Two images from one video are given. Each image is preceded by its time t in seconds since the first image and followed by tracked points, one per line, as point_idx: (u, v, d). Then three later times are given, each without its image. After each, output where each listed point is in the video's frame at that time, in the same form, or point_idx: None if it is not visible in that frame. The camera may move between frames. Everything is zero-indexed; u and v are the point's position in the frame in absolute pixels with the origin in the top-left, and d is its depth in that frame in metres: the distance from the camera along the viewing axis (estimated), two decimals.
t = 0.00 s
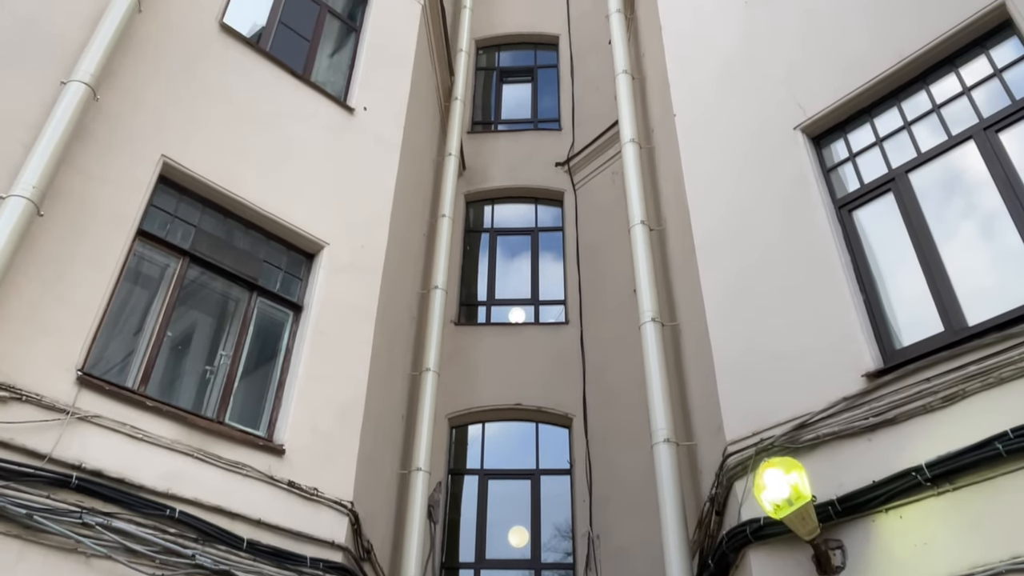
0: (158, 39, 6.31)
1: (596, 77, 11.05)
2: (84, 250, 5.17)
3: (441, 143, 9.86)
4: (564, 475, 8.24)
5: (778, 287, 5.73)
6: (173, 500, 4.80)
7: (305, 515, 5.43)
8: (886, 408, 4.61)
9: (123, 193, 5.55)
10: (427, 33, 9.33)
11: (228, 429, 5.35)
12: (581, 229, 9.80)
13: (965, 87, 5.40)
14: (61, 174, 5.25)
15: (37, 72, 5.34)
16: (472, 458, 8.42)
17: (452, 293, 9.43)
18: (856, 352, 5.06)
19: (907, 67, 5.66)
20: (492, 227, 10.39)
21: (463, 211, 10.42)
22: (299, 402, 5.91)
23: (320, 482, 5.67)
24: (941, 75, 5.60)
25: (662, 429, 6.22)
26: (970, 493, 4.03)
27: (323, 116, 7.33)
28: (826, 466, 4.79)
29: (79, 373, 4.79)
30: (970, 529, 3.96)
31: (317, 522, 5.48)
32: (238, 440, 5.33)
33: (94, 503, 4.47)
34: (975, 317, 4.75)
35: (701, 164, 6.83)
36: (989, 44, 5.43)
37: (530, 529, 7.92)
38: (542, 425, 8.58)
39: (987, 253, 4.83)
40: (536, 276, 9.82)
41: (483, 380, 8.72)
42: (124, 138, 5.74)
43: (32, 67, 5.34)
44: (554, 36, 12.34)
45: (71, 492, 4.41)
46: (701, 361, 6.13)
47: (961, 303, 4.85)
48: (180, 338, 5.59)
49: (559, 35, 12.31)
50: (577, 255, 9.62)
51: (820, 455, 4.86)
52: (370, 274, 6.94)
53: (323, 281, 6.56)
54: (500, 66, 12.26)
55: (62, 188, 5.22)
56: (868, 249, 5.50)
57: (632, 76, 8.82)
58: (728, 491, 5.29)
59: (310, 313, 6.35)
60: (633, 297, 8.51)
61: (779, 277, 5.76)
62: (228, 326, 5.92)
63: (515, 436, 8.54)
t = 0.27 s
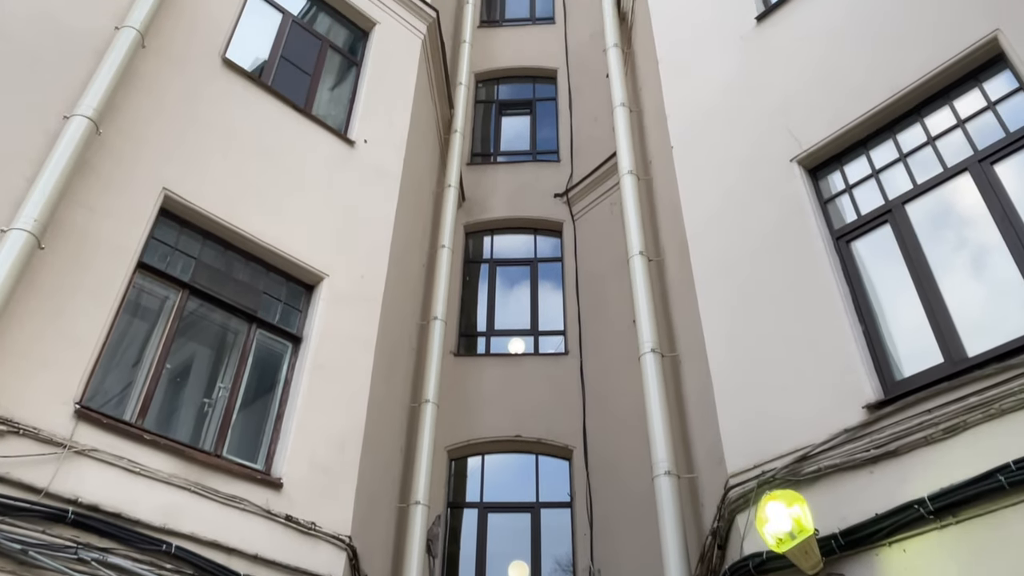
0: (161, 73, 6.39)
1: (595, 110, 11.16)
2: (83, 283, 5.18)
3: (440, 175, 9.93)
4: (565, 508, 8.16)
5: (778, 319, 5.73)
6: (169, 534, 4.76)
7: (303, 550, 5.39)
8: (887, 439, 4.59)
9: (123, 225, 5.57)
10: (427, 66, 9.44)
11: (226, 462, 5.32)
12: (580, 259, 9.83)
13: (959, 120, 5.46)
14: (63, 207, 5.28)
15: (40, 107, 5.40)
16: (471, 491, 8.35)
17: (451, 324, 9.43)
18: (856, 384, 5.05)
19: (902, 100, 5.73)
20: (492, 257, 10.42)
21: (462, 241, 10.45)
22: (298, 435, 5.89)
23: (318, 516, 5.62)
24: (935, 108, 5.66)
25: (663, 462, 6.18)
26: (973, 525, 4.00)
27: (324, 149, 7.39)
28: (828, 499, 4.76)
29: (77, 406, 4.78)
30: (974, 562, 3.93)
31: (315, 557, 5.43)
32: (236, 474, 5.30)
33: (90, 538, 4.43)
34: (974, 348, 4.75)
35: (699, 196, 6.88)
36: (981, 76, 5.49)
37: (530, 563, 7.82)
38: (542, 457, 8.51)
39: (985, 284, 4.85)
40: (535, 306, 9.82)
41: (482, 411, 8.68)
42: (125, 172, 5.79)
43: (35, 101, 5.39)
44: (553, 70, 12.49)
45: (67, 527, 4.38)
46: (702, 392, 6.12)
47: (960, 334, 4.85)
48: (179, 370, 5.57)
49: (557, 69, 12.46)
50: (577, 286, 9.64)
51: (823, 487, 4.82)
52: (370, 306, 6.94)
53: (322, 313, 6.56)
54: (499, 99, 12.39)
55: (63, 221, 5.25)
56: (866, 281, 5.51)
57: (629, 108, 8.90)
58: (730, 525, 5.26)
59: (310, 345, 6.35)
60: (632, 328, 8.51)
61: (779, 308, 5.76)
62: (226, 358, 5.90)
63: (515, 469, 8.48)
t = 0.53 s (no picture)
0: (163, 106, 6.45)
1: (592, 142, 11.26)
2: (80, 314, 5.17)
3: (439, 207, 9.98)
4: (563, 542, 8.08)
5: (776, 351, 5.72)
6: (162, 570, 4.75)
7: None
8: (887, 473, 4.57)
9: (122, 257, 5.59)
10: (426, 99, 9.54)
11: (221, 496, 5.30)
12: (578, 291, 9.85)
13: (953, 153, 5.52)
14: (62, 239, 5.30)
15: (41, 139, 5.44)
16: (469, 525, 8.27)
17: (449, 355, 9.40)
18: (855, 418, 5.04)
19: (895, 134, 5.79)
20: (490, 288, 10.41)
21: (461, 272, 10.46)
22: (294, 468, 5.85)
23: (313, 552, 5.58)
24: (929, 142, 5.72)
25: (663, 495, 6.14)
26: (973, 560, 4.00)
27: (323, 181, 7.44)
28: (829, 533, 4.72)
29: (72, 439, 4.75)
30: None
31: None
32: (231, 508, 5.27)
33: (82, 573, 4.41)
34: (973, 381, 4.75)
35: (696, 228, 6.91)
36: (974, 111, 5.56)
37: None
38: (541, 490, 8.44)
39: (982, 316, 4.87)
40: (533, 338, 9.82)
41: (480, 443, 8.62)
42: (125, 203, 5.81)
43: (37, 134, 5.44)
44: (550, 103, 12.62)
45: (59, 562, 4.35)
46: (701, 424, 6.09)
47: (958, 366, 4.85)
48: (175, 403, 5.54)
49: (555, 102, 12.60)
50: (575, 317, 9.64)
51: (822, 522, 4.80)
52: (368, 337, 6.93)
53: (319, 344, 6.55)
54: (498, 132, 12.50)
55: (62, 253, 5.26)
56: (863, 313, 5.52)
57: (626, 141, 8.98)
58: (730, 559, 5.21)
59: (307, 377, 6.33)
60: (631, 359, 8.49)
61: (777, 341, 5.76)
62: (223, 390, 5.87)
63: (513, 502, 8.40)
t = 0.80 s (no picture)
0: (170, 141, 6.53)
1: (594, 175, 11.34)
2: (84, 348, 5.18)
3: (442, 240, 10.01)
4: None
5: (781, 385, 5.69)
6: None
7: None
8: (894, 509, 4.55)
9: (127, 290, 5.61)
10: (430, 133, 9.64)
11: (220, 532, 5.28)
12: (581, 323, 9.84)
13: (954, 187, 5.55)
14: (68, 272, 5.33)
15: (49, 174, 5.50)
16: (472, 561, 8.17)
17: (452, 388, 9.36)
18: (861, 452, 5.01)
19: (896, 168, 5.83)
20: (493, 319, 10.40)
21: (464, 304, 10.46)
22: (295, 503, 5.81)
23: None
24: (930, 175, 5.76)
25: (668, 531, 6.06)
26: None
27: (327, 214, 7.49)
28: (835, 570, 4.68)
29: (73, 473, 4.74)
30: None
31: None
32: (231, 543, 5.26)
33: None
34: (978, 415, 4.72)
35: (699, 261, 6.92)
36: (975, 145, 5.59)
37: None
38: (544, 526, 8.35)
39: (987, 351, 4.86)
40: (536, 370, 9.78)
41: (483, 477, 8.55)
42: (131, 237, 5.86)
43: (45, 169, 5.50)
44: (553, 137, 12.74)
45: None
46: (706, 459, 6.05)
47: (963, 400, 4.83)
48: (176, 436, 5.52)
49: (557, 136, 12.72)
50: (578, 349, 9.62)
51: (829, 558, 4.75)
52: (371, 370, 6.93)
53: (322, 378, 6.53)
54: (501, 165, 12.61)
55: (67, 287, 5.29)
56: (868, 346, 5.50)
57: (628, 174, 9.03)
58: None
59: (309, 410, 6.30)
60: (635, 392, 8.45)
61: (781, 375, 5.73)
62: (225, 424, 5.84)
63: (516, 537, 8.31)
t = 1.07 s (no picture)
0: (172, 170, 6.57)
1: (594, 204, 11.40)
2: (82, 377, 5.17)
3: (442, 267, 10.03)
4: None
5: (783, 414, 5.66)
6: None
7: None
8: (897, 540, 4.56)
9: (127, 319, 5.61)
10: (430, 162, 9.70)
11: (218, 564, 5.24)
12: (581, 351, 9.82)
13: (952, 216, 5.57)
14: (67, 300, 5.34)
15: (51, 203, 5.53)
16: None
17: (451, 416, 9.32)
18: (863, 483, 4.98)
19: (893, 197, 5.86)
20: (493, 347, 10.38)
21: (463, 332, 10.44)
22: (293, 534, 5.76)
23: None
24: (927, 205, 5.79)
25: (670, 562, 6.00)
26: None
27: (328, 243, 7.51)
28: None
29: (69, 504, 4.71)
30: None
31: None
32: None
33: None
34: (979, 444, 4.70)
35: (699, 289, 6.93)
36: (971, 175, 5.63)
37: None
38: (544, 557, 8.25)
39: (988, 381, 4.85)
40: (536, 398, 9.74)
41: (482, 507, 8.48)
42: (131, 266, 5.87)
43: (47, 198, 5.52)
44: (552, 165, 12.82)
45: None
46: (707, 488, 6.00)
47: (964, 429, 4.81)
48: (174, 466, 5.47)
49: (557, 164, 12.80)
50: (578, 378, 9.59)
51: None
52: (370, 399, 6.90)
53: (321, 407, 6.51)
54: (500, 193, 12.67)
55: (65, 315, 5.28)
56: (868, 375, 5.49)
57: (627, 203, 9.07)
58: None
59: (308, 439, 6.27)
60: (635, 421, 8.42)
61: (782, 405, 5.71)
62: (223, 453, 5.80)
63: (516, 569, 8.21)
